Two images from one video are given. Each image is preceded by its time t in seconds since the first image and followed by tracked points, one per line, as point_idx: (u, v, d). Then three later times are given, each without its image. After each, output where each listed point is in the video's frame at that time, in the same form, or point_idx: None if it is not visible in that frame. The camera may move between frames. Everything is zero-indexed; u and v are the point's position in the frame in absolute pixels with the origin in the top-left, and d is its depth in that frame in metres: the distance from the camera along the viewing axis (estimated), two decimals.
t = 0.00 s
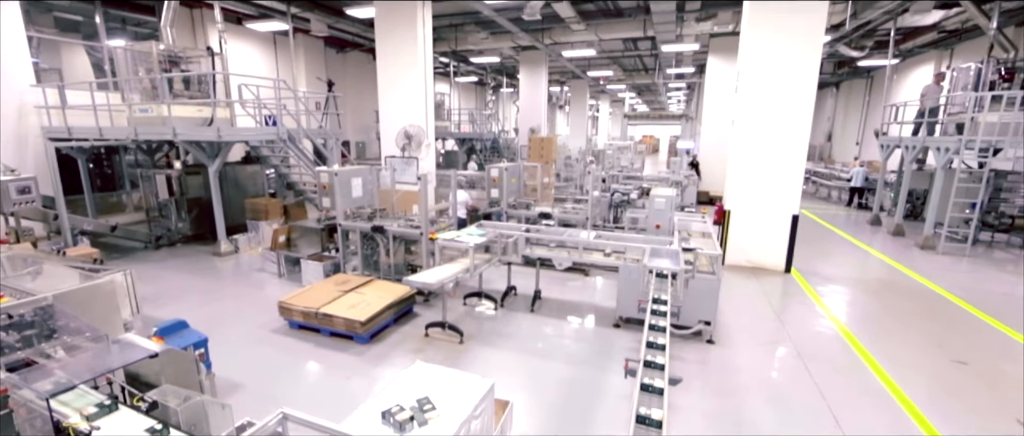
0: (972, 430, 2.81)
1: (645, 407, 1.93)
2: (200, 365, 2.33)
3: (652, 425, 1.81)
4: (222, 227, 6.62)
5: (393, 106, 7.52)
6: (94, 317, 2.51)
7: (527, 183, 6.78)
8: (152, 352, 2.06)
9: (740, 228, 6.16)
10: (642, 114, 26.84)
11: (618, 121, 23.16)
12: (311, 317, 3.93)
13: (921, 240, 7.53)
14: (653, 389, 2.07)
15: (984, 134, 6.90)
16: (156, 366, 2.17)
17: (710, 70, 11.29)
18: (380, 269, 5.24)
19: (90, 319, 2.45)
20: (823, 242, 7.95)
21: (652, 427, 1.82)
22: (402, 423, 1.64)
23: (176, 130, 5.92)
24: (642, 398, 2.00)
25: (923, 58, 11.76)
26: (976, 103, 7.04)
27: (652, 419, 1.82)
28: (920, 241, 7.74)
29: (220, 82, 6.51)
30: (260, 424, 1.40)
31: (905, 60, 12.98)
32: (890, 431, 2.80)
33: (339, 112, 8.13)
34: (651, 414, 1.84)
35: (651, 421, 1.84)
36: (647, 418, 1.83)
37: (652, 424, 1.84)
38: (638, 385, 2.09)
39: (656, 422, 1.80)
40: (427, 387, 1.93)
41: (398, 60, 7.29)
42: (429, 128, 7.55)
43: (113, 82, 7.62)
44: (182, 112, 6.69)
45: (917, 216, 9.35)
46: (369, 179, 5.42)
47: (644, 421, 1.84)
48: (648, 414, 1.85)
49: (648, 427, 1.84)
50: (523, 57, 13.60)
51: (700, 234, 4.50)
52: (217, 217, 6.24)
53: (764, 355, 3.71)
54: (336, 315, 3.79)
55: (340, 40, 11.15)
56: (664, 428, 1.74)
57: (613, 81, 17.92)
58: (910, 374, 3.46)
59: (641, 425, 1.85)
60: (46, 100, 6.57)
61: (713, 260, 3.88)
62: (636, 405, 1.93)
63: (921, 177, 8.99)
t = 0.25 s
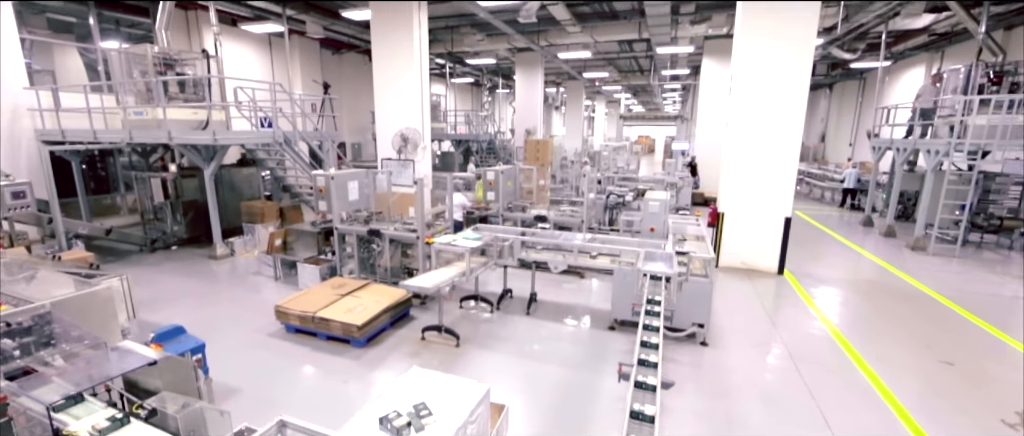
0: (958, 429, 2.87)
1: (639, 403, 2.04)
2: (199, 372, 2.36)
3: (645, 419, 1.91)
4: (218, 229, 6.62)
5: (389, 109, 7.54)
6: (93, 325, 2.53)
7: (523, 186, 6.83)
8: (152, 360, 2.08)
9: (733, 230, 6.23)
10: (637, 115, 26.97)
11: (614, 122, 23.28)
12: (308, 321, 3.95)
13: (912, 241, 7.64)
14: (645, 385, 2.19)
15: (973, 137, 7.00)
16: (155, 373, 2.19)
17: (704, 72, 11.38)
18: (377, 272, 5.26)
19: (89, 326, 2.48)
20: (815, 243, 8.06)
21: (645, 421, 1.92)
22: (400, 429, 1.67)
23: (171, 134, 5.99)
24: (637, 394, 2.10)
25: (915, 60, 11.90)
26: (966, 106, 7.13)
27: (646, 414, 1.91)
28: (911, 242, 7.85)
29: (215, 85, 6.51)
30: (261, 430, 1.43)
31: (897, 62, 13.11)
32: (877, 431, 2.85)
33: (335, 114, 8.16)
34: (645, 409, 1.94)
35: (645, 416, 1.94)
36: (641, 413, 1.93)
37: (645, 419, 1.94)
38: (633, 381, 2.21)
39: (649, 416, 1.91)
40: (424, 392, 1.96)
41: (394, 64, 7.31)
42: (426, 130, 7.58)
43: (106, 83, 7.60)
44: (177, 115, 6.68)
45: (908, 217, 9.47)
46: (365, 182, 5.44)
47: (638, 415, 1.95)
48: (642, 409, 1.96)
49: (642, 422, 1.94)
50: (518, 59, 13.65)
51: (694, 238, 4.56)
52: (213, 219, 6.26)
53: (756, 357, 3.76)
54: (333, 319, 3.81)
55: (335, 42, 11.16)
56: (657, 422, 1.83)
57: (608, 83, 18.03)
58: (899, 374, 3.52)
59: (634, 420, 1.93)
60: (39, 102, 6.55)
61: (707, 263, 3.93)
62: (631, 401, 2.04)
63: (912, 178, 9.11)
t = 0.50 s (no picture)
0: (946, 430, 2.92)
1: (634, 399, 2.13)
2: (198, 377, 2.38)
3: (640, 414, 2.00)
4: (215, 232, 6.62)
5: (386, 111, 7.55)
6: (93, 331, 2.54)
7: (520, 188, 6.86)
8: (152, 366, 2.10)
9: (728, 232, 6.28)
10: (634, 116, 27.06)
11: (610, 122, 23.35)
12: (306, 324, 3.97)
13: (904, 242, 7.72)
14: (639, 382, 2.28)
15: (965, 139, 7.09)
16: (154, 377, 2.21)
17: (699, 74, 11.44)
18: (374, 275, 5.28)
19: (88, 332, 2.49)
20: (809, 244, 8.13)
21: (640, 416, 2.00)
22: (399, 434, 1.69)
23: (167, 136, 6.00)
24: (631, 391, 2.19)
25: (907, 62, 12.02)
26: (958, 108, 7.21)
27: (640, 409, 2.00)
28: (903, 243, 7.94)
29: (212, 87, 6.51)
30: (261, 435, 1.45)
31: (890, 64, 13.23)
32: (868, 432, 2.90)
33: (332, 116, 8.17)
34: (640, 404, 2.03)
35: (639, 411, 2.03)
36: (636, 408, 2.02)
37: (640, 413, 2.04)
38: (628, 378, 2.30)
39: (644, 411, 2.00)
40: (421, 397, 1.99)
41: (391, 66, 7.33)
42: (423, 132, 7.60)
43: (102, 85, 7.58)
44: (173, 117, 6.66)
45: (901, 218, 9.57)
46: (362, 185, 5.46)
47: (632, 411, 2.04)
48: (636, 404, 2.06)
49: (637, 417, 2.03)
50: (515, 60, 13.68)
51: (689, 240, 4.60)
52: (210, 222, 6.25)
53: (751, 359, 3.80)
54: (331, 323, 3.83)
55: (332, 43, 11.15)
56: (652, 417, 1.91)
57: (604, 83, 18.09)
58: (889, 376, 3.58)
59: (630, 415, 2.02)
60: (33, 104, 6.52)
61: (702, 266, 3.97)
62: (627, 397, 2.13)
63: (904, 179, 9.20)
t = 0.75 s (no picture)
0: (936, 431, 2.97)
1: (631, 395, 2.21)
2: (198, 382, 2.40)
3: (636, 409, 2.08)
4: (212, 234, 6.62)
5: (383, 113, 7.57)
6: (92, 336, 2.56)
7: (517, 190, 6.89)
8: (152, 372, 2.12)
9: (724, 234, 6.33)
10: (631, 116, 27.16)
11: (607, 123, 23.39)
12: (304, 327, 3.98)
13: (898, 243, 7.80)
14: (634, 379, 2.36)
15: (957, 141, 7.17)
16: (154, 383, 2.22)
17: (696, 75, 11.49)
18: (371, 277, 5.30)
19: (88, 337, 2.51)
20: (804, 245, 8.20)
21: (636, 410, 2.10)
22: None
23: (164, 139, 6.00)
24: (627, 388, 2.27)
25: (901, 64, 12.11)
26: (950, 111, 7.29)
27: (636, 405, 2.09)
28: (896, 244, 8.02)
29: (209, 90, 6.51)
30: None
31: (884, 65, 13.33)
32: (860, 433, 2.95)
33: (329, 118, 8.17)
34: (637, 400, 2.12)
35: (636, 406, 2.12)
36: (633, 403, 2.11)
37: (636, 408, 2.13)
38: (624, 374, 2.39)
39: (639, 407, 2.09)
40: (420, 401, 2.01)
41: (388, 68, 7.34)
42: (420, 134, 7.62)
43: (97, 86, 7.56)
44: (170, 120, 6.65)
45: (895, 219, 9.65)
46: (360, 188, 5.47)
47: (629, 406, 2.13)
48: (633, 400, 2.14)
49: (633, 412, 2.12)
50: (512, 61, 13.70)
51: (685, 243, 4.64)
52: (208, 225, 6.25)
53: (745, 360, 3.85)
54: (329, 326, 3.84)
55: (329, 44, 11.14)
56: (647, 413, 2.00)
57: (601, 84, 18.13)
58: (882, 377, 3.63)
59: (627, 410, 2.12)
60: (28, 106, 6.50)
61: (697, 269, 4.01)
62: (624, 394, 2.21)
63: (898, 181, 9.29)
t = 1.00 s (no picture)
0: (926, 430, 3.02)
1: (627, 391, 2.29)
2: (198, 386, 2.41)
3: (630, 404, 2.16)
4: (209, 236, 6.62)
5: (381, 115, 7.59)
6: (91, 340, 2.57)
7: (514, 191, 6.92)
8: (152, 377, 2.14)
9: (719, 235, 6.39)
10: (628, 117, 27.23)
11: (604, 124, 23.44)
12: (301, 330, 4.00)
13: (891, 243, 7.87)
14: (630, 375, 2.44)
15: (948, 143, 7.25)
16: (154, 387, 2.24)
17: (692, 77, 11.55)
18: (369, 280, 5.32)
19: (86, 342, 2.51)
20: (799, 246, 8.27)
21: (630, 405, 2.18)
22: None
23: (161, 141, 5.99)
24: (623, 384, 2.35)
25: (895, 66, 12.21)
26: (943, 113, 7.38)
27: (632, 400, 2.17)
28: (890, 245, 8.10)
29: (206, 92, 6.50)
30: None
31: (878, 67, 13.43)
32: (852, 432, 2.99)
33: (326, 119, 8.18)
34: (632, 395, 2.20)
35: (631, 401, 2.20)
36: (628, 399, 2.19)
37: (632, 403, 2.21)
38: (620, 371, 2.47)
39: (635, 401, 2.17)
40: (418, 405, 2.04)
41: (385, 71, 7.36)
42: (417, 136, 7.65)
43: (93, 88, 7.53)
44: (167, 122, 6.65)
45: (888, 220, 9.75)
46: (357, 190, 5.49)
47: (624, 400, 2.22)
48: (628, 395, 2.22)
49: (629, 407, 2.19)
50: (509, 62, 13.72)
51: (681, 244, 4.68)
52: (205, 227, 6.26)
53: (740, 362, 3.89)
54: (327, 329, 3.86)
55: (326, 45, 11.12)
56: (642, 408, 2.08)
57: (598, 85, 18.18)
58: (874, 377, 3.68)
59: (623, 405, 2.19)
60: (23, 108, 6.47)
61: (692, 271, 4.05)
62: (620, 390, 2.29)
63: (892, 182, 9.38)
